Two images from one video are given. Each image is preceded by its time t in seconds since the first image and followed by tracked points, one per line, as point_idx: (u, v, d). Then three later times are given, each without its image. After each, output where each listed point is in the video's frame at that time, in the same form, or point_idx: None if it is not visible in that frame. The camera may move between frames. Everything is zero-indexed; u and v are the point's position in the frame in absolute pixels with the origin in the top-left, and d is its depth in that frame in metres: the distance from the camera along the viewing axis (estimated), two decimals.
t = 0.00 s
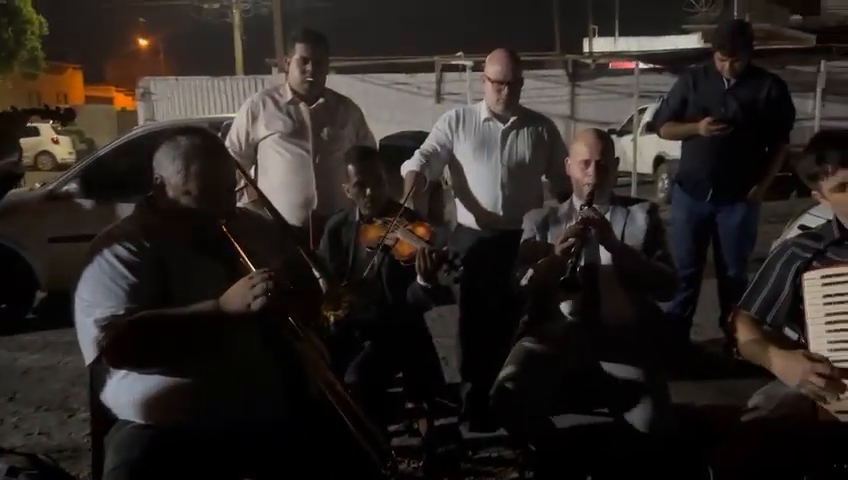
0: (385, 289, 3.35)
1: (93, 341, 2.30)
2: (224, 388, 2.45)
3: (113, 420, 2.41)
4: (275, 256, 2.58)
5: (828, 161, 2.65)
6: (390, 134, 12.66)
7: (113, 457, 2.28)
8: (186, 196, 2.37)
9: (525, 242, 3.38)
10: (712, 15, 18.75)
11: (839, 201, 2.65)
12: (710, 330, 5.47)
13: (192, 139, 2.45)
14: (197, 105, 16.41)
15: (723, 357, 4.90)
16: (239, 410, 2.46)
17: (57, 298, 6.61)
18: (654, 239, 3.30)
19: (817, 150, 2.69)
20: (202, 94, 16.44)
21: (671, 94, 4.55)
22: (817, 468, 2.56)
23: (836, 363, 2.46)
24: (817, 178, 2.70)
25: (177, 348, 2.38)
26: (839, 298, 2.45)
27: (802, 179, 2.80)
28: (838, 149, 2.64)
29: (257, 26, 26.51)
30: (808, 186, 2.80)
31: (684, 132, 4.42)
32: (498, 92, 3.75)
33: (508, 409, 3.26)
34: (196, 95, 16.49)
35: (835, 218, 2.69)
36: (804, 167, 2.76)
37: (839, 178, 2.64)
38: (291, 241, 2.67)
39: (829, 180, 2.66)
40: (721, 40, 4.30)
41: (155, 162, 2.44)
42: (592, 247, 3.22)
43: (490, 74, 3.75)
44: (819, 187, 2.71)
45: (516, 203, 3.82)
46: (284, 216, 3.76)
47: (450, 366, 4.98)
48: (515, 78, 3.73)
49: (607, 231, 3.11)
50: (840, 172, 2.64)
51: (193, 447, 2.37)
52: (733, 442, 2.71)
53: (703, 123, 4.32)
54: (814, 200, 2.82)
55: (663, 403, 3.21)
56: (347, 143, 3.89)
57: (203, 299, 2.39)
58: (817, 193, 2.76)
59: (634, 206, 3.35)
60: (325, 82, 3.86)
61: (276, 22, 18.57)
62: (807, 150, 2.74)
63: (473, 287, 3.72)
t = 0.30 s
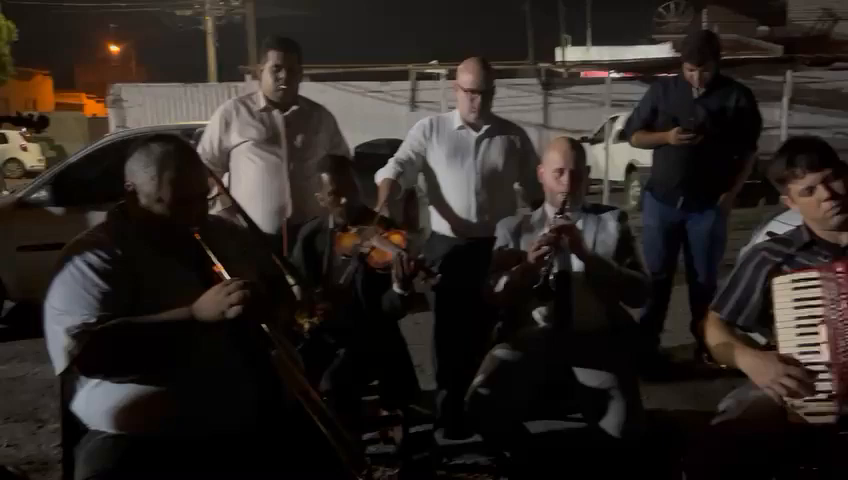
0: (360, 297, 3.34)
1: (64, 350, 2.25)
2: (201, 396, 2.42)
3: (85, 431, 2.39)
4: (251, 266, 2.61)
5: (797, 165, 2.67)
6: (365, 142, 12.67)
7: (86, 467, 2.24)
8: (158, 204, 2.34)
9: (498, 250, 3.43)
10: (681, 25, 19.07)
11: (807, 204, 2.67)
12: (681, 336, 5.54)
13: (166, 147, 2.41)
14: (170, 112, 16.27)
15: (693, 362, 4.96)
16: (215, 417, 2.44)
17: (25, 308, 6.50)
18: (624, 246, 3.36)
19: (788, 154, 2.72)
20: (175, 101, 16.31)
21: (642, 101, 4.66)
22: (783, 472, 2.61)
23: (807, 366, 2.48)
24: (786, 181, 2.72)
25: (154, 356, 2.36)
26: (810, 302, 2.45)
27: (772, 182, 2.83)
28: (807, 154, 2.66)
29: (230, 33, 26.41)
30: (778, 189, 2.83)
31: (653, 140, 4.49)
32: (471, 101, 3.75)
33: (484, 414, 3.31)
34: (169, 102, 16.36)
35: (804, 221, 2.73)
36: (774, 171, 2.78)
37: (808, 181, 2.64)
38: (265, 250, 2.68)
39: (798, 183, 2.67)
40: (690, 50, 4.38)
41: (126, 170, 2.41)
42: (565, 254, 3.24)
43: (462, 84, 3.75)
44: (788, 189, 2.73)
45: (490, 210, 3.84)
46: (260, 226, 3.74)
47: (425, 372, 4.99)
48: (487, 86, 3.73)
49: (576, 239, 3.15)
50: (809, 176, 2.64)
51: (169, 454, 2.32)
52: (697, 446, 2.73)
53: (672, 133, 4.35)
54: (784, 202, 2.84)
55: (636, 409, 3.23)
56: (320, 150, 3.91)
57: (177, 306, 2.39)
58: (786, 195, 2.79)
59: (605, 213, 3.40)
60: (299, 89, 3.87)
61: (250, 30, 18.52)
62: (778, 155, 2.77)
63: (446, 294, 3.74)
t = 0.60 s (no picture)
0: (339, 306, 3.35)
1: (40, 360, 2.23)
2: (183, 404, 2.40)
3: (61, 441, 2.36)
4: (229, 274, 2.57)
5: (773, 173, 2.71)
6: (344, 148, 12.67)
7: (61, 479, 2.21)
8: (135, 212, 2.33)
9: (479, 257, 3.42)
10: (659, 33, 19.30)
11: (783, 211, 2.71)
12: (660, 341, 5.58)
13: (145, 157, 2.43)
14: (148, 119, 16.19)
15: (671, 367, 4.99)
16: (197, 425, 2.42)
17: None
18: (603, 252, 3.35)
19: (764, 160, 2.75)
20: (153, 107, 16.23)
21: (619, 108, 4.70)
22: (757, 473, 2.63)
23: (781, 372, 2.51)
24: (762, 188, 2.75)
25: (135, 365, 2.34)
26: (783, 308, 2.50)
27: (748, 188, 2.86)
28: (782, 161, 2.69)
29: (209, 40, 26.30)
30: (754, 195, 2.85)
31: (630, 148, 4.55)
32: (449, 110, 3.79)
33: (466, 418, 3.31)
34: (147, 109, 16.25)
35: (778, 227, 2.76)
36: (750, 177, 2.82)
37: (784, 188, 2.69)
38: (244, 258, 2.67)
39: (774, 190, 2.71)
40: (666, 57, 4.43)
41: (103, 178, 2.39)
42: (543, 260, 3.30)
43: (438, 93, 3.78)
44: (764, 196, 2.77)
45: (469, 216, 3.85)
46: (238, 233, 3.73)
47: (405, 378, 4.98)
48: (466, 94, 3.76)
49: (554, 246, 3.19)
50: (785, 184, 2.68)
51: (151, 462, 2.32)
52: (677, 450, 2.75)
53: (648, 140, 4.44)
54: (759, 208, 2.87)
55: (615, 413, 3.27)
56: (300, 157, 3.89)
57: (154, 315, 2.37)
58: (762, 202, 2.82)
59: (584, 219, 3.42)
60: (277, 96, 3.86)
61: (230, 37, 18.49)
62: (754, 161, 2.80)
63: (426, 302, 3.74)
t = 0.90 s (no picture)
0: (319, 312, 3.35)
1: (15, 369, 2.21)
2: (158, 414, 2.39)
3: (36, 451, 2.33)
4: (208, 280, 2.58)
5: (748, 178, 2.73)
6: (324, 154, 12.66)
7: None
8: (111, 218, 2.31)
9: (460, 262, 3.43)
10: (636, 39, 19.51)
11: (757, 215, 2.75)
12: (640, 345, 5.61)
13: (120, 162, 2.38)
14: (126, 124, 16.10)
15: (650, 370, 5.02)
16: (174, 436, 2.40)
17: None
18: (581, 255, 3.41)
19: (738, 165, 2.77)
20: (132, 113, 16.13)
21: (597, 113, 4.76)
22: (736, 474, 2.65)
23: (758, 373, 2.55)
24: (737, 192, 2.78)
25: (111, 373, 2.32)
26: (758, 310, 2.53)
27: (724, 193, 2.88)
28: (756, 166, 2.72)
29: (188, 45, 26.17)
30: (728, 200, 2.88)
31: (607, 153, 4.61)
32: (427, 116, 3.81)
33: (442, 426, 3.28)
34: (125, 114, 16.14)
35: (752, 230, 2.82)
36: (725, 182, 2.83)
37: (758, 193, 2.72)
38: (222, 264, 2.65)
39: (748, 195, 2.74)
40: (644, 63, 4.49)
41: (79, 184, 2.37)
42: (522, 265, 3.29)
43: (417, 99, 3.79)
44: (739, 200, 2.80)
45: (449, 221, 3.86)
46: (216, 240, 3.72)
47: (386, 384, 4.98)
48: (444, 99, 3.78)
49: (535, 251, 3.20)
50: (759, 188, 2.72)
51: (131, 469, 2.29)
52: (657, 453, 2.80)
53: (626, 145, 4.49)
54: (733, 212, 2.92)
55: (596, 414, 3.22)
56: (279, 163, 3.88)
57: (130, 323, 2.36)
58: (736, 206, 2.85)
59: (563, 224, 3.45)
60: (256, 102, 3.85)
61: (209, 42, 18.44)
62: (729, 166, 2.81)
63: (408, 308, 3.74)
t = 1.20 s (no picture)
0: (292, 317, 3.31)
1: None
2: (132, 426, 2.34)
3: (6, 461, 2.32)
4: (178, 284, 2.54)
5: (713, 184, 2.77)
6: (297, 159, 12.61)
7: None
8: (80, 225, 2.28)
9: (435, 267, 3.45)
10: (607, 44, 19.74)
11: (723, 220, 2.78)
12: (613, 347, 5.67)
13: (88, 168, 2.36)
14: (97, 130, 15.90)
15: (624, 372, 5.07)
16: (148, 446, 2.35)
17: None
18: (552, 260, 3.41)
19: (705, 170, 2.80)
20: (102, 119, 15.95)
21: (569, 117, 4.80)
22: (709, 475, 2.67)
23: (726, 375, 2.56)
24: (704, 197, 2.81)
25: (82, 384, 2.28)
26: (727, 313, 2.54)
27: (691, 197, 2.91)
28: (721, 172, 2.75)
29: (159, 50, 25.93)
30: (696, 203, 2.92)
31: (579, 158, 4.65)
32: (398, 121, 3.80)
33: (418, 431, 3.25)
34: (95, 120, 15.95)
35: (720, 233, 2.86)
36: (692, 187, 2.86)
37: (724, 198, 2.75)
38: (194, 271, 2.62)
39: (715, 199, 2.78)
40: (615, 69, 4.54)
41: (47, 191, 2.35)
42: (495, 270, 3.33)
43: (389, 104, 3.79)
44: (706, 205, 2.83)
45: (422, 226, 3.86)
46: (187, 245, 3.70)
47: (362, 390, 4.95)
48: (416, 104, 3.78)
49: (507, 255, 3.17)
50: (724, 193, 2.75)
51: None
52: (629, 454, 2.79)
53: (597, 150, 4.54)
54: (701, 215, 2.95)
55: (570, 416, 3.25)
56: (252, 169, 3.86)
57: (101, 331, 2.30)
58: (704, 210, 2.88)
59: (535, 227, 3.47)
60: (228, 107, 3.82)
61: (180, 47, 18.31)
62: (696, 171, 2.84)
63: (383, 314, 3.72)
